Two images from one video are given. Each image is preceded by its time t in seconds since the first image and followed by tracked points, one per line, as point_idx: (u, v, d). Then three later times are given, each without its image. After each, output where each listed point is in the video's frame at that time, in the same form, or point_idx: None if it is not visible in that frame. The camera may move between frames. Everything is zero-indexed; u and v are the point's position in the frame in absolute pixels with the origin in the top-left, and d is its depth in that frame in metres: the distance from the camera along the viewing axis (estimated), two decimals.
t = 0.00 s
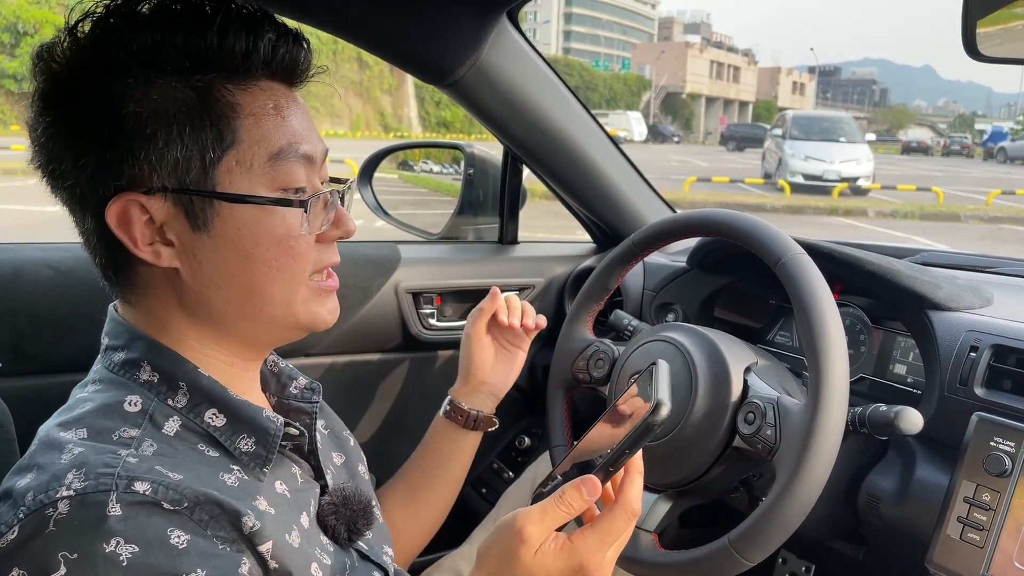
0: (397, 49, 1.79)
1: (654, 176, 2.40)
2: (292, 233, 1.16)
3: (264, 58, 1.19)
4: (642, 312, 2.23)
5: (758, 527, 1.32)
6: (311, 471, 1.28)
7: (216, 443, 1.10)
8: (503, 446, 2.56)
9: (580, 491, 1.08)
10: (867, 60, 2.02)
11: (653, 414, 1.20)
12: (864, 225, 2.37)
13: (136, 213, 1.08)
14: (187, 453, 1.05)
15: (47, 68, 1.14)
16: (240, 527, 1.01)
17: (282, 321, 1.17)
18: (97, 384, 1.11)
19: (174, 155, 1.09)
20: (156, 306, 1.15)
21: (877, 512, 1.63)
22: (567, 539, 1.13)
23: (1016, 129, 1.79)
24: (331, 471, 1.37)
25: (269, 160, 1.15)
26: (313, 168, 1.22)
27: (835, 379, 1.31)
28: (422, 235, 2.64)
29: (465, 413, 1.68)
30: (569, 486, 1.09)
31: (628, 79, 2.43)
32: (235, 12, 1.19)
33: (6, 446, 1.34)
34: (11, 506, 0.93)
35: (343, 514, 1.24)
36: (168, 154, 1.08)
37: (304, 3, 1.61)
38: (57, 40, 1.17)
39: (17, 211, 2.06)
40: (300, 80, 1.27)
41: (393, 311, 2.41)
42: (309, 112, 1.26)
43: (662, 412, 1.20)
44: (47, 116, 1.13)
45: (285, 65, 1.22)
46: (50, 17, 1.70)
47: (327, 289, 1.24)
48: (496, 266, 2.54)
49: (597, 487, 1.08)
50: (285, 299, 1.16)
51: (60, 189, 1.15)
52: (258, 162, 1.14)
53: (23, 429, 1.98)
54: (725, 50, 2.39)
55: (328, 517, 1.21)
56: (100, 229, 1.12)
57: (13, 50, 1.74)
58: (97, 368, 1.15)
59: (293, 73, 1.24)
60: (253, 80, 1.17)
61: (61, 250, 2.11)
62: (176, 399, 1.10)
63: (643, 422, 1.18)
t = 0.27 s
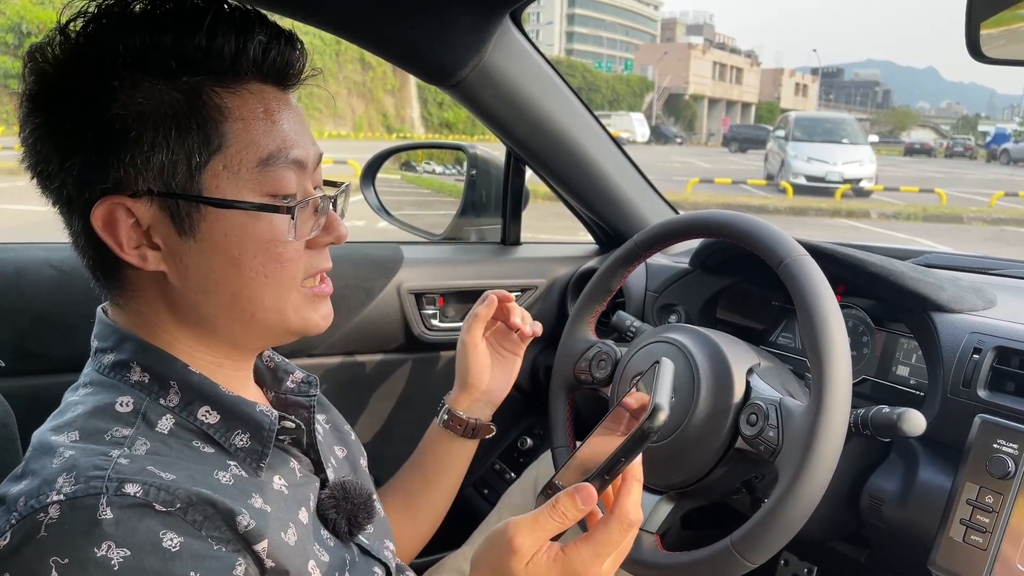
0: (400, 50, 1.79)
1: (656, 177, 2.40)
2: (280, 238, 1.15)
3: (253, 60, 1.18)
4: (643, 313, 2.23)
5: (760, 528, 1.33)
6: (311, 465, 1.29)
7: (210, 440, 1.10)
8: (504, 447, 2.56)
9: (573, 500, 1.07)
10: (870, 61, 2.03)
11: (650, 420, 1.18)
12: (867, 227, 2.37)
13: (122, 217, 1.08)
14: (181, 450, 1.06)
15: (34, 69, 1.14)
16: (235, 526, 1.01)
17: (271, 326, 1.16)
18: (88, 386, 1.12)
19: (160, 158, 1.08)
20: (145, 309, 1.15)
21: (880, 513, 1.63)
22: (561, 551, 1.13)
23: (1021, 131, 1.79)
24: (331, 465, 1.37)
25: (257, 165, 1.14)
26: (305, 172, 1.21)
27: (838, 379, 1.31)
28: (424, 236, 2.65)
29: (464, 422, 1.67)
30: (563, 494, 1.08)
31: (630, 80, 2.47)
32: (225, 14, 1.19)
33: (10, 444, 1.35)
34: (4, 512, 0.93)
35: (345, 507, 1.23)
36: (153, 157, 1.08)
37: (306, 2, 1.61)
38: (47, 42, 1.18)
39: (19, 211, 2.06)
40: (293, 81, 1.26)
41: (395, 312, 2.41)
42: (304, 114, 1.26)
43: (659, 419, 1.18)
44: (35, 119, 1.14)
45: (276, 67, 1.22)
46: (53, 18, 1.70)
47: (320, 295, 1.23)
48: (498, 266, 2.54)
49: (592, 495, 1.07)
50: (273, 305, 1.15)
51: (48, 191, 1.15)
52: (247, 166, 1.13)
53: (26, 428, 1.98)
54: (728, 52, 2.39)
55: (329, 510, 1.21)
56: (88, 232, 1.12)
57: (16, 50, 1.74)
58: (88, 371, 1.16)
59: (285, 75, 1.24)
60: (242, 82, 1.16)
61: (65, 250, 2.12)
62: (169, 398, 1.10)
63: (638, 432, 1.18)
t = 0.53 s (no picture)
0: (403, 51, 1.79)
1: (658, 178, 2.39)
2: (274, 240, 1.14)
3: (252, 60, 1.18)
4: (646, 313, 2.23)
5: (762, 528, 1.32)
6: (313, 467, 1.29)
7: (209, 443, 1.10)
8: (507, 447, 2.56)
9: (575, 502, 1.07)
10: (875, 61, 2.03)
11: (650, 423, 1.20)
12: (870, 228, 2.37)
13: (118, 217, 1.09)
14: (180, 453, 1.06)
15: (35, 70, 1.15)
16: (234, 531, 1.01)
17: (268, 328, 1.16)
18: (88, 388, 1.12)
19: (155, 159, 1.09)
20: (142, 309, 1.16)
21: (882, 514, 1.63)
22: (563, 553, 1.13)
23: None
24: (332, 467, 1.37)
25: (253, 167, 1.14)
26: (303, 175, 1.20)
27: (841, 379, 1.31)
28: (426, 237, 2.66)
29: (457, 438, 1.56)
30: (565, 496, 1.08)
31: (632, 80, 2.48)
32: (225, 14, 1.19)
33: (13, 443, 1.35)
34: (4, 515, 0.93)
35: (345, 511, 1.24)
36: (148, 158, 1.08)
37: (308, 2, 1.61)
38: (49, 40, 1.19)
39: (23, 210, 2.06)
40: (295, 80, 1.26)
41: (397, 312, 2.41)
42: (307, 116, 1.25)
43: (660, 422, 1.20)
44: (36, 117, 1.15)
45: (277, 68, 1.21)
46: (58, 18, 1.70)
47: (321, 297, 1.22)
48: (501, 267, 2.54)
49: (593, 497, 1.06)
50: (268, 307, 1.14)
51: (50, 193, 1.17)
52: (243, 169, 1.13)
53: (30, 428, 1.99)
54: (731, 52, 2.39)
55: (332, 513, 1.22)
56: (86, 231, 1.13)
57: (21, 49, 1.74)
58: (89, 370, 1.16)
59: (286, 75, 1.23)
60: (241, 83, 1.16)
61: (68, 250, 2.12)
62: (169, 401, 1.10)
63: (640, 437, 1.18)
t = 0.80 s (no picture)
0: (404, 52, 1.79)
1: (660, 178, 2.39)
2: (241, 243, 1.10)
3: (219, 57, 1.14)
4: (647, 313, 2.23)
5: (765, 530, 1.32)
6: (322, 483, 1.26)
7: (212, 452, 1.10)
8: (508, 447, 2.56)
9: (581, 512, 1.07)
10: (877, 61, 2.02)
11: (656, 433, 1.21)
12: (872, 228, 2.37)
13: (102, 224, 1.11)
14: (181, 459, 1.06)
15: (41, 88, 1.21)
16: (223, 544, 1.00)
17: (245, 334, 1.12)
18: (101, 386, 1.13)
19: (124, 166, 1.09)
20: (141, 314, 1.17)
21: (885, 515, 1.63)
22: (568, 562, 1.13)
23: None
24: (349, 480, 1.36)
25: (218, 169, 1.11)
26: (276, 175, 1.16)
27: (843, 380, 1.31)
28: (428, 237, 2.67)
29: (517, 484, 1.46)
30: (571, 507, 1.08)
31: (634, 81, 2.46)
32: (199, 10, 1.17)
33: (15, 443, 1.35)
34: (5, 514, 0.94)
35: (353, 530, 1.20)
36: (119, 165, 1.09)
37: (309, 1, 1.60)
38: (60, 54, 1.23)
39: (24, 210, 2.05)
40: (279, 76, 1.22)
41: (399, 313, 2.41)
42: (292, 114, 1.20)
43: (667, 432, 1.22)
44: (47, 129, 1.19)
45: (252, 64, 1.18)
46: (62, 19, 1.70)
47: (305, 305, 1.16)
48: (503, 267, 2.54)
49: (600, 507, 1.06)
50: (239, 314, 1.10)
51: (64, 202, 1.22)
52: (206, 170, 1.11)
53: (32, 427, 1.99)
54: (733, 52, 2.39)
55: (337, 532, 1.18)
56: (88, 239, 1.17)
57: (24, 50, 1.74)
58: (105, 369, 1.18)
59: (263, 70, 1.19)
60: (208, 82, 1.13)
61: (70, 251, 2.13)
62: (176, 406, 1.11)
63: (649, 446, 1.19)
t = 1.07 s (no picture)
0: (405, 52, 1.80)
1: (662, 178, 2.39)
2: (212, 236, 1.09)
3: (199, 50, 1.16)
4: (649, 313, 2.23)
5: (766, 532, 1.32)
6: (323, 495, 1.26)
7: (209, 460, 1.10)
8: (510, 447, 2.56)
9: (581, 517, 1.07)
10: (880, 61, 2.03)
11: (660, 439, 1.13)
12: (873, 228, 2.36)
13: (95, 222, 1.13)
14: (176, 466, 1.06)
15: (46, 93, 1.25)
16: (212, 558, 0.99)
17: (219, 334, 1.10)
18: (103, 389, 1.14)
19: (107, 162, 1.11)
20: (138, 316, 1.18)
21: (885, 516, 1.63)
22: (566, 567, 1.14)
23: None
24: (355, 489, 1.34)
25: (189, 158, 1.11)
26: (251, 163, 1.16)
27: (844, 382, 1.31)
28: (430, 237, 2.66)
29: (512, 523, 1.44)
30: (572, 512, 1.08)
31: (635, 81, 2.47)
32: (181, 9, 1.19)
33: (16, 443, 1.35)
34: None
35: (350, 546, 1.19)
36: (102, 162, 1.11)
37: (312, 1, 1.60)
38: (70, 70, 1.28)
39: (26, 210, 2.06)
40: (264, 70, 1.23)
41: (401, 313, 2.42)
42: (276, 107, 1.20)
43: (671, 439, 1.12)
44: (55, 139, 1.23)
45: (232, 57, 1.19)
46: (67, 21, 1.69)
47: (280, 304, 1.13)
48: (504, 267, 2.54)
49: (600, 514, 1.06)
50: (210, 312, 1.08)
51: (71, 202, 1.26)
52: (177, 161, 1.11)
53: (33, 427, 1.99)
54: (735, 53, 2.39)
55: (333, 548, 1.18)
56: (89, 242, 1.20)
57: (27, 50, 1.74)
58: (109, 371, 1.18)
59: (243, 63, 1.20)
60: (187, 75, 1.15)
61: (71, 250, 2.13)
62: (175, 412, 1.11)
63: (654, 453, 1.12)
